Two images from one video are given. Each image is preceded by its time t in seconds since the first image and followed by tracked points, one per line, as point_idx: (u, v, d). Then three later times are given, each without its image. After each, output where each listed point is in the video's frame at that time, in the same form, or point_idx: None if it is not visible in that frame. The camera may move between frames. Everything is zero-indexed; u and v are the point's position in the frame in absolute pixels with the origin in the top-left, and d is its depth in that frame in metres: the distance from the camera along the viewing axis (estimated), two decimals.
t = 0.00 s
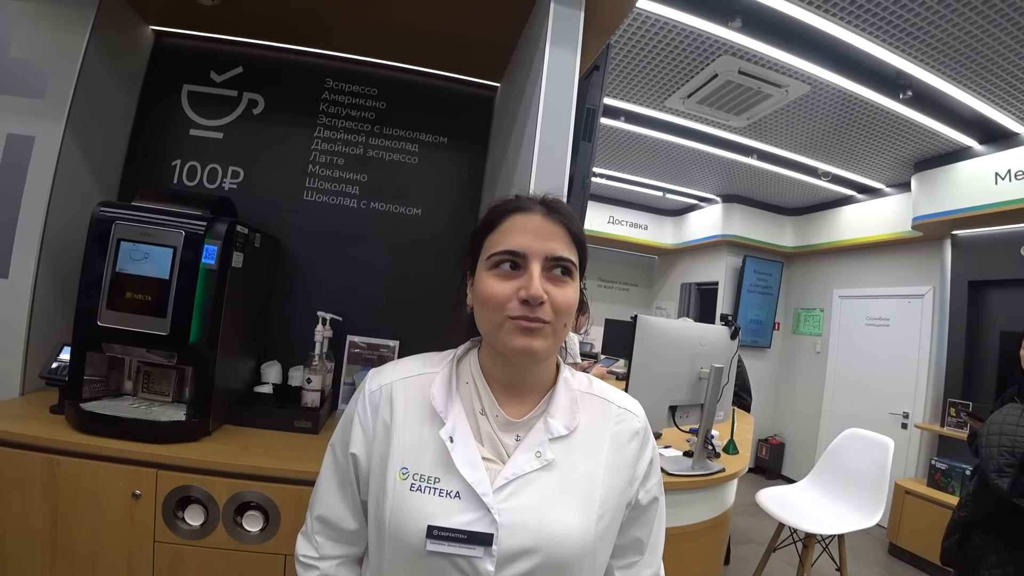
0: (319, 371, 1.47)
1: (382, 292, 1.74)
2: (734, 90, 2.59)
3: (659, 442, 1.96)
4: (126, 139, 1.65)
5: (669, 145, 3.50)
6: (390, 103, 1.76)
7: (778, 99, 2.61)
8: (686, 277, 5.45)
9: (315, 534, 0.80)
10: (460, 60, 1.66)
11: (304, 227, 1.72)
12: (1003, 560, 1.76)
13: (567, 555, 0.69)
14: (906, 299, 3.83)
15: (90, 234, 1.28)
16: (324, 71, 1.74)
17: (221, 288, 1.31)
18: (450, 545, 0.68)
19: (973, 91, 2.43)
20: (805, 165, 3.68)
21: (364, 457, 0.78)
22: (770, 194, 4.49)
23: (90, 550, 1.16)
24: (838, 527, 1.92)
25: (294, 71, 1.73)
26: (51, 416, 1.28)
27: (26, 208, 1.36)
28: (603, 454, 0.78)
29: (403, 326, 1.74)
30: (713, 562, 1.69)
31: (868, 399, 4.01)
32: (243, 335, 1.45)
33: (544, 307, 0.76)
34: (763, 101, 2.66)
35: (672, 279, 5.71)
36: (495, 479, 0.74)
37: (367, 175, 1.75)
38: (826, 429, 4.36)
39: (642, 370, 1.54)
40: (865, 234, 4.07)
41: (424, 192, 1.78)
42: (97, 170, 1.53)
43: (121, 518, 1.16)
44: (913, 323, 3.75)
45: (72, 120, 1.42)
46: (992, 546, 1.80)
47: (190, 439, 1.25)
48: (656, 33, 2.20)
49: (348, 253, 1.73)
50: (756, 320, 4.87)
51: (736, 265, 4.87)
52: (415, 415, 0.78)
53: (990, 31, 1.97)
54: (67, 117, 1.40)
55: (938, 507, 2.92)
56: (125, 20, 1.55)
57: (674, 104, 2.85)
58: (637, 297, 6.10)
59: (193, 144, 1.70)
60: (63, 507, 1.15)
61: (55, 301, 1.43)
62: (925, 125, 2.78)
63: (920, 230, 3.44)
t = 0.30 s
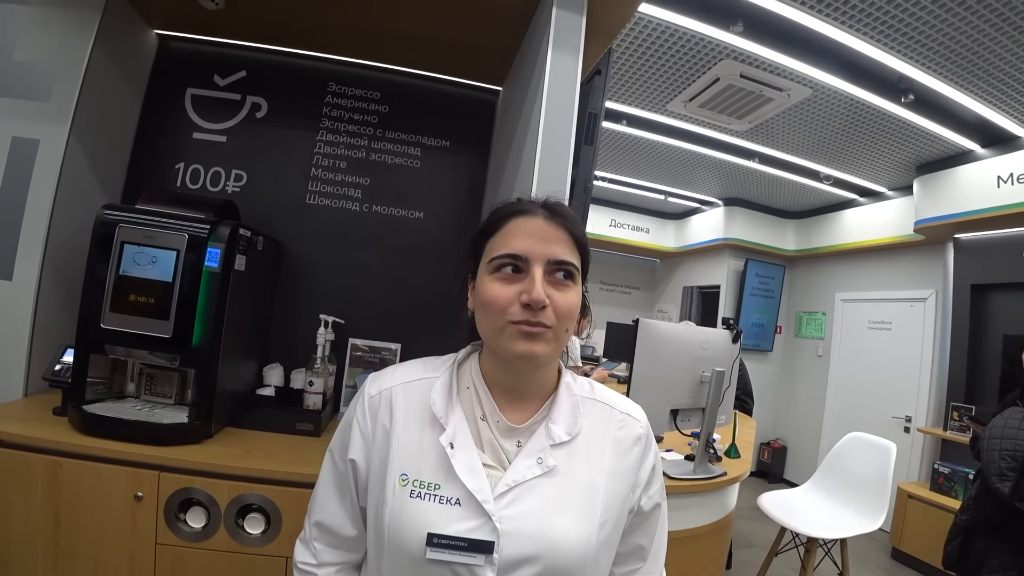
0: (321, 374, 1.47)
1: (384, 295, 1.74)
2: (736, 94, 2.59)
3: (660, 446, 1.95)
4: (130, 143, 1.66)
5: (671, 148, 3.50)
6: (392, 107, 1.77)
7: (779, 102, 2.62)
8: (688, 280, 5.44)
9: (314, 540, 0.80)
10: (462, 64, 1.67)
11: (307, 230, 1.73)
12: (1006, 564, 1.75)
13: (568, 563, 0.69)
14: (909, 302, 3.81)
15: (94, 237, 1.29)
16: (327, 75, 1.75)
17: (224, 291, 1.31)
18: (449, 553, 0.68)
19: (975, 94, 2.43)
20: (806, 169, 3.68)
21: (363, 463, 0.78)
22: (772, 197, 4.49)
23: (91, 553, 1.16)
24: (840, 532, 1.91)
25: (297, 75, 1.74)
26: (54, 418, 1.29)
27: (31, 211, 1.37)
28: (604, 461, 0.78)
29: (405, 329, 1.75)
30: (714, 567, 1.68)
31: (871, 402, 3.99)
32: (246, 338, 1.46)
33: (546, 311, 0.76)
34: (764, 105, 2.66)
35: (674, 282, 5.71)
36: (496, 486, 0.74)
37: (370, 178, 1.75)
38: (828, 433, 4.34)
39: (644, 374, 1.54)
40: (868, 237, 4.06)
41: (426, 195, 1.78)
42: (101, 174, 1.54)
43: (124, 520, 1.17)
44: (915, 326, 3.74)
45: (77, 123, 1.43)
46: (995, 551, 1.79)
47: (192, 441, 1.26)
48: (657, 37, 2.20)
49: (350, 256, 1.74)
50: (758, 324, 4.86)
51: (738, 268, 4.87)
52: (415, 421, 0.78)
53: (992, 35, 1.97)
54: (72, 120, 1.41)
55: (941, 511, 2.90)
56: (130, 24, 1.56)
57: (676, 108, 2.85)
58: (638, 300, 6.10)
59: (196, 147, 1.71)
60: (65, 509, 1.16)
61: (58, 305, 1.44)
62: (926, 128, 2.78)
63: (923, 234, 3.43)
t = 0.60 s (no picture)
0: (322, 377, 1.47)
1: (384, 298, 1.75)
2: (735, 95, 2.59)
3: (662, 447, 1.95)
4: (131, 147, 1.67)
5: (671, 150, 3.51)
6: (392, 110, 1.77)
7: (779, 103, 2.62)
8: (689, 281, 5.44)
9: (307, 550, 0.80)
10: (461, 67, 1.67)
11: (307, 233, 1.73)
12: (1008, 564, 1.74)
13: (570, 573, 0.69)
14: (909, 303, 3.81)
15: (95, 241, 1.29)
16: (327, 78, 1.75)
17: (224, 294, 1.31)
18: (448, 563, 0.67)
19: (974, 93, 2.43)
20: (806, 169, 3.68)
21: (358, 470, 0.78)
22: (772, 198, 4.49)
23: (92, 557, 1.16)
24: (843, 533, 1.91)
25: (297, 79, 1.74)
26: (54, 421, 1.29)
27: (31, 216, 1.37)
28: (607, 467, 0.77)
29: (405, 331, 1.75)
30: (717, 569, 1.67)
31: (873, 403, 3.98)
32: (246, 342, 1.46)
33: (547, 314, 0.76)
34: (764, 106, 2.67)
35: (675, 283, 5.71)
36: (496, 494, 0.73)
37: (370, 181, 1.76)
38: (830, 434, 4.33)
39: (644, 376, 1.54)
40: (868, 237, 4.06)
41: (426, 198, 1.78)
42: (102, 177, 1.55)
43: (125, 524, 1.16)
44: (917, 326, 3.74)
45: (77, 127, 1.43)
46: (997, 551, 1.79)
47: (194, 445, 1.26)
48: (656, 39, 2.21)
49: (350, 259, 1.74)
50: (760, 325, 4.85)
51: (738, 269, 4.87)
52: (414, 427, 0.78)
53: (989, 34, 1.98)
54: (73, 125, 1.41)
55: (944, 512, 2.89)
56: (130, 29, 1.56)
57: (675, 109, 2.86)
58: (639, 301, 6.09)
59: (197, 151, 1.71)
60: (65, 514, 1.16)
61: (60, 309, 1.44)
62: (926, 128, 2.78)
63: (923, 234, 3.43)
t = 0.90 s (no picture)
0: (325, 380, 1.48)
1: (387, 300, 1.75)
2: (737, 98, 2.59)
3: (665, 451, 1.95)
4: (134, 149, 1.67)
5: (673, 153, 3.51)
6: (395, 113, 1.77)
7: (781, 106, 2.62)
8: (690, 284, 5.44)
9: (300, 566, 0.79)
10: (464, 70, 1.67)
11: (310, 236, 1.73)
12: (1013, 568, 1.73)
13: None
14: (912, 305, 3.80)
15: (99, 243, 1.29)
16: (330, 81, 1.76)
17: (228, 297, 1.32)
18: (453, 573, 0.66)
19: (977, 96, 2.43)
20: (809, 172, 3.68)
21: (358, 477, 0.78)
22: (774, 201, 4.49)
23: (94, 559, 1.16)
24: (846, 536, 1.90)
25: (300, 82, 1.75)
26: (57, 424, 1.29)
27: (36, 218, 1.38)
28: (616, 477, 0.77)
29: (408, 334, 1.75)
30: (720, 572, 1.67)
31: (876, 405, 3.97)
32: (249, 344, 1.46)
33: (550, 329, 0.76)
34: (766, 108, 2.66)
35: (677, 286, 5.70)
36: (504, 500, 0.73)
37: (373, 184, 1.76)
38: (833, 436, 4.32)
39: (648, 379, 1.53)
40: (871, 239, 4.05)
41: (429, 201, 1.79)
42: (106, 180, 1.55)
43: (127, 527, 1.16)
44: (920, 329, 3.73)
45: (82, 130, 1.43)
46: (1002, 555, 1.78)
47: (196, 447, 1.26)
48: (659, 42, 2.21)
49: (352, 262, 1.74)
50: (762, 328, 4.85)
51: (741, 272, 4.86)
52: (420, 434, 0.78)
53: (992, 37, 1.98)
54: (77, 127, 1.42)
55: (948, 516, 2.88)
56: (134, 32, 1.57)
57: (677, 112, 2.86)
58: (641, 304, 6.09)
59: (200, 154, 1.71)
60: (68, 516, 1.16)
61: (62, 312, 1.44)
62: (928, 131, 2.77)
63: (926, 236, 3.42)
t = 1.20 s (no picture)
0: (328, 380, 1.49)
1: (389, 300, 1.75)
2: (740, 99, 2.59)
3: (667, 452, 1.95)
4: (138, 150, 1.68)
5: (675, 154, 3.50)
6: (398, 114, 1.78)
7: (784, 107, 2.62)
8: (692, 285, 5.44)
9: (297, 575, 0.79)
10: (467, 71, 1.67)
11: (313, 236, 1.74)
12: (1016, 570, 1.72)
13: None
14: (915, 307, 3.79)
15: (103, 243, 1.30)
16: (334, 82, 1.76)
17: (231, 297, 1.32)
18: None
19: (980, 98, 2.43)
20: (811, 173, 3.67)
21: (361, 482, 0.78)
22: (776, 202, 4.48)
23: (98, 558, 1.17)
24: (848, 538, 1.90)
25: (304, 82, 1.75)
26: (61, 423, 1.30)
27: (41, 218, 1.39)
28: (625, 482, 0.78)
29: (410, 334, 1.75)
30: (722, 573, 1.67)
31: (878, 407, 3.96)
32: (252, 345, 1.46)
33: (555, 328, 0.77)
34: (769, 110, 2.66)
35: (678, 287, 5.70)
36: (513, 505, 0.74)
37: (376, 185, 1.76)
38: (835, 438, 4.32)
39: (650, 380, 1.54)
40: (873, 241, 4.05)
41: (431, 202, 1.79)
42: (110, 180, 1.56)
43: (131, 526, 1.17)
44: (922, 331, 3.72)
45: (87, 131, 1.44)
46: (1004, 557, 1.78)
47: (199, 447, 1.26)
48: (662, 43, 2.21)
49: (355, 262, 1.75)
50: (764, 329, 4.85)
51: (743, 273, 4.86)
52: (426, 438, 0.79)
53: (996, 39, 1.97)
54: (82, 128, 1.42)
55: (950, 518, 2.87)
56: (139, 32, 1.58)
57: (680, 114, 2.86)
58: (643, 305, 6.09)
59: (204, 154, 1.72)
60: (72, 515, 1.16)
61: (67, 312, 1.45)
62: (931, 133, 2.77)
63: (929, 238, 3.41)
